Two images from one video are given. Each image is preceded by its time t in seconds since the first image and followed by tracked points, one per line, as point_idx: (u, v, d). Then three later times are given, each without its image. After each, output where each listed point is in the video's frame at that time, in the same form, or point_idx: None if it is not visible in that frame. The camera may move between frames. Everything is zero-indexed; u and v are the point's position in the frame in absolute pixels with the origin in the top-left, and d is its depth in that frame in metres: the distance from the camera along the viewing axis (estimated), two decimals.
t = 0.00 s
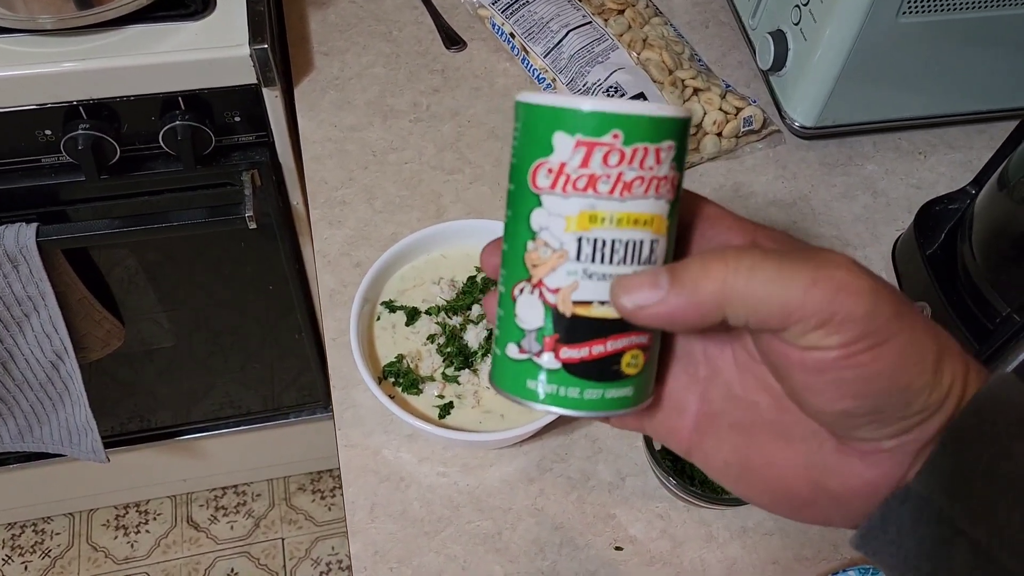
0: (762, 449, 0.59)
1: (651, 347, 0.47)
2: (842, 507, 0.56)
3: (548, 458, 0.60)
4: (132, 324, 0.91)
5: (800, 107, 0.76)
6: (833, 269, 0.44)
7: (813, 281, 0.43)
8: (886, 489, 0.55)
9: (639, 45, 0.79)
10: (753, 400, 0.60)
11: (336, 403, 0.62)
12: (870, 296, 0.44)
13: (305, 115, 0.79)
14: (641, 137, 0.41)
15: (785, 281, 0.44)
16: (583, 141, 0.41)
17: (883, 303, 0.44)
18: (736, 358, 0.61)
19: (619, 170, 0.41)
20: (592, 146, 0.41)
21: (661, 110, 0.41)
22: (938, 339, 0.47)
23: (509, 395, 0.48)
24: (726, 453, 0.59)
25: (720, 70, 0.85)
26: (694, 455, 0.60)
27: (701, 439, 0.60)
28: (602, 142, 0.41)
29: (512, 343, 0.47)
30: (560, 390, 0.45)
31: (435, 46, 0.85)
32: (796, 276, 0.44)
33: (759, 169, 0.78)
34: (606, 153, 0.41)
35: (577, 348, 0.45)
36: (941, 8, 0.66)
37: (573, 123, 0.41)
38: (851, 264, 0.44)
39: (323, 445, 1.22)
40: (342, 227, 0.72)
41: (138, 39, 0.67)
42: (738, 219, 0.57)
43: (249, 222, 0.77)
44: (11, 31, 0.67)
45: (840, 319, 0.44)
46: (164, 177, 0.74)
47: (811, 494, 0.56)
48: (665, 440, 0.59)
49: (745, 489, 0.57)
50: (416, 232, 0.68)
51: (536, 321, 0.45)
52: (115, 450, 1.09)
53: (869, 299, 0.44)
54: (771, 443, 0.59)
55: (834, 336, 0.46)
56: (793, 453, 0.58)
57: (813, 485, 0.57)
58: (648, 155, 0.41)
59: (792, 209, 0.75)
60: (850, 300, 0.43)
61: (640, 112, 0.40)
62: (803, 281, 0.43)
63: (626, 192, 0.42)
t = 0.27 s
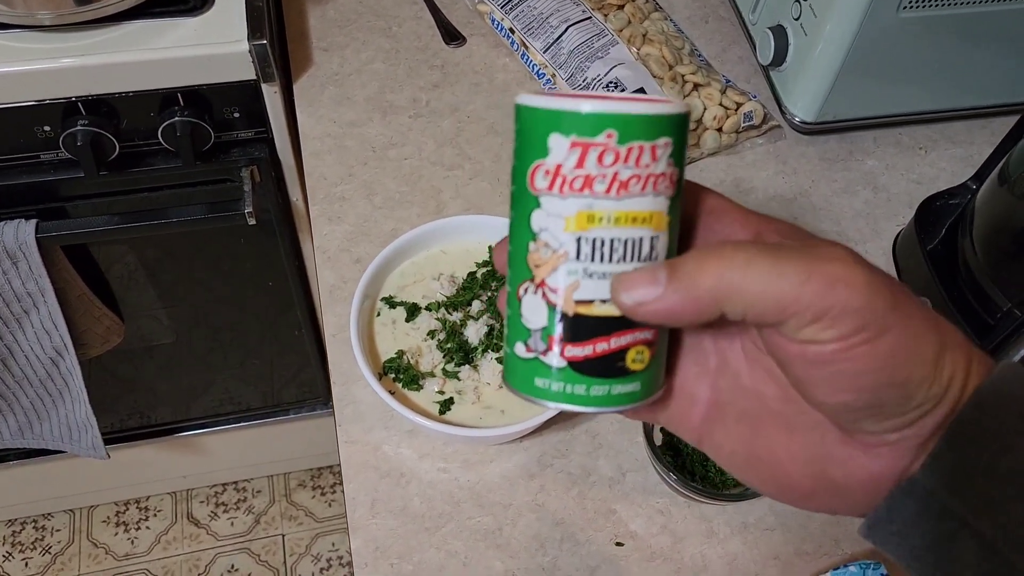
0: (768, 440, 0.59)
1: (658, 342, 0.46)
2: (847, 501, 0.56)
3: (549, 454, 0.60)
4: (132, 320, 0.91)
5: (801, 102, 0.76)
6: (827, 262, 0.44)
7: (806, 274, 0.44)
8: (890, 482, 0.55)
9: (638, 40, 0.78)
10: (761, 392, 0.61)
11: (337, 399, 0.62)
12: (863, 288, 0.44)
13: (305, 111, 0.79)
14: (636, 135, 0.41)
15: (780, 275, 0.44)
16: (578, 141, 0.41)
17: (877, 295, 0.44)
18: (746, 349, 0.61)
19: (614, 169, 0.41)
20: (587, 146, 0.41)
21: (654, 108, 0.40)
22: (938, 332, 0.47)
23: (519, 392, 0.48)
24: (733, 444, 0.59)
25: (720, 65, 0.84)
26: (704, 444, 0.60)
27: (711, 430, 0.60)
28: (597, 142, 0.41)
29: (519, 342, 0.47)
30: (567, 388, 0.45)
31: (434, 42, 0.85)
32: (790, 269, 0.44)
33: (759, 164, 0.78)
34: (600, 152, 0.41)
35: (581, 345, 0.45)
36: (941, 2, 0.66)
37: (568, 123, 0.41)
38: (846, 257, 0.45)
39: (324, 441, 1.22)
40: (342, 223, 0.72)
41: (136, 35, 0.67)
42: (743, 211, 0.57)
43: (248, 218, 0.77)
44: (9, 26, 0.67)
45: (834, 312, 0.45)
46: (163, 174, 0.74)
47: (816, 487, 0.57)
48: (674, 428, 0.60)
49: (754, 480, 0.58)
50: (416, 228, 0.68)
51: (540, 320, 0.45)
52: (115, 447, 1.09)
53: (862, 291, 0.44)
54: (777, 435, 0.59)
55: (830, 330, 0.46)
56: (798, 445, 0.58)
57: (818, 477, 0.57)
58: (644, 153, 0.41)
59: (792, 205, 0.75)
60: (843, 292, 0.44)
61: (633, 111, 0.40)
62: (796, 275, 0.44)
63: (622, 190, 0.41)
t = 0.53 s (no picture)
0: (767, 441, 0.59)
1: (653, 346, 0.46)
2: (845, 503, 0.56)
3: (551, 451, 0.60)
4: (132, 317, 0.91)
5: (804, 98, 0.76)
6: (819, 267, 0.43)
7: (798, 279, 0.43)
8: (888, 484, 0.55)
9: (640, 36, 0.78)
10: (762, 393, 0.60)
11: (338, 396, 0.62)
12: (856, 293, 0.43)
13: (305, 107, 0.78)
14: (623, 142, 0.40)
15: (771, 280, 0.43)
16: (564, 150, 0.41)
17: (869, 300, 0.43)
18: (746, 351, 0.60)
19: (603, 176, 0.41)
20: (575, 153, 0.40)
21: (642, 114, 0.40)
22: (934, 335, 0.46)
23: (516, 396, 0.48)
24: (734, 444, 0.59)
25: (722, 61, 0.84)
26: (706, 445, 0.60)
27: (710, 431, 0.60)
28: (583, 151, 0.40)
29: (514, 346, 0.46)
30: (561, 393, 0.45)
31: (435, 38, 0.84)
32: (780, 275, 0.43)
33: (762, 160, 0.77)
34: (588, 160, 0.40)
35: (575, 350, 0.44)
36: None
37: (554, 132, 0.41)
38: (839, 261, 0.44)
39: (325, 438, 1.22)
40: (343, 220, 0.72)
41: (136, 31, 0.66)
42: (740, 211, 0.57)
43: (249, 215, 0.76)
44: (8, 22, 0.66)
45: (827, 318, 0.44)
46: (163, 170, 0.73)
47: (815, 489, 0.56)
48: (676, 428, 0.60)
49: (755, 481, 0.58)
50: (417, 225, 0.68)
51: (534, 325, 0.45)
52: (115, 444, 1.09)
53: (854, 297, 0.43)
54: (777, 437, 0.59)
55: (823, 335, 0.45)
56: (796, 447, 0.58)
57: (817, 479, 0.57)
58: (632, 159, 0.41)
59: (795, 201, 0.75)
60: (834, 299, 0.43)
61: (621, 118, 0.40)
62: (787, 281, 0.43)
63: (611, 197, 0.41)
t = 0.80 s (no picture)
0: (773, 434, 0.59)
1: (658, 331, 0.46)
2: (852, 497, 0.56)
3: (552, 449, 0.60)
4: (132, 314, 0.91)
5: (805, 94, 0.76)
6: (823, 265, 0.43)
7: (800, 277, 0.43)
8: (897, 478, 0.56)
9: (641, 33, 0.78)
10: (769, 386, 0.60)
11: (339, 393, 0.62)
12: (857, 290, 0.43)
13: (305, 104, 0.78)
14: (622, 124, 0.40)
15: (773, 278, 0.43)
16: (563, 131, 0.41)
17: (873, 295, 0.43)
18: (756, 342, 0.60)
19: (601, 158, 0.41)
20: (573, 135, 0.41)
21: (642, 96, 0.40)
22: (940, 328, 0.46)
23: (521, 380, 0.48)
24: (740, 437, 0.59)
25: (723, 57, 0.84)
26: (712, 437, 0.59)
27: (716, 423, 0.59)
28: (581, 132, 0.40)
29: (518, 329, 0.47)
30: (564, 376, 0.45)
31: (435, 34, 0.84)
32: (782, 272, 0.43)
33: (763, 157, 0.77)
34: (586, 142, 0.40)
35: (576, 334, 0.44)
36: None
37: (552, 114, 0.41)
38: (841, 257, 0.43)
39: (326, 435, 1.22)
40: (344, 217, 0.72)
41: (135, 28, 0.66)
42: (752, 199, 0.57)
43: (249, 212, 0.76)
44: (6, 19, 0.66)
45: (829, 316, 0.44)
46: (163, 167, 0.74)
47: (821, 483, 0.57)
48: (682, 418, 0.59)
49: (760, 473, 0.58)
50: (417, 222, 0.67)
51: (536, 309, 0.45)
52: (116, 441, 1.09)
53: (856, 294, 0.43)
54: (783, 430, 0.59)
55: (826, 332, 0.46)
56: (803, 441, 0.58)
57: (824, 473, 0.57)
58: (631, 141, 0.41)
59: (796, 198, 0.75)
60: (836, 297, 0.43)
61: (619, 100, 0.40)
62: (789, 279, 0.43)
63: (610, 179, 0.41)
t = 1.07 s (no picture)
0: (781, 441, 0.58)
1: (717, 291, 0.44)
2: (860, 506, 0.55)
3: (553, 446, 0.60)
4: (132, 311, 0.91)
5: (806, 91, 0.76)
6: (881, 243, 0.45)
7: (856, 249, 0.44)
8: (905, 490, 0.54)
9: (642, 29, 0.78)
10: (780, 390, 0.59)
11: (340, 390, 0.62)
12: (908, 270, 0.45)
13: (306, 101, 0.78)
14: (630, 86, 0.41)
15: (829, 247, 0.44)
16: (574, 106, 0.41)
17: (920, 277, 0.46)
18: (770, 349, 0.60)
19: (619, 119, 0.41)
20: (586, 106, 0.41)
21: (640, 56, 0.41)
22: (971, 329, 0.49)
23: (588, 383, 0.45)
24: (749, 443, 0.58)
25: (724, 53, 0.84)
26: (721, 449, 0.59)
27: (725, 429, 0.59)
28: (594, 100, 0.41)
29: (575, 327, 0.44)
30: (637, 355, 0.42)
31: (436, 30, 0.84)
32: (841, 244, 0.44)
33: (764, 153, 0.77)
34: (602, 107, 0.41)
35: (641, 306, 0.42)
36: None
37: (560, 94, 0.41)
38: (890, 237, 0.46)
39: (326, 432, 1.22)
40: (344, 214, 0.72)
41: (135, 24, 0.66)
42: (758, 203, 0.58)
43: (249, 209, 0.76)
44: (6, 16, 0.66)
45: (879, 289, 0.45)
46: (163, 164, 0.73)
47: (830, 489, 0.55)
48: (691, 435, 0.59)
49: (765, 482, 0.56)
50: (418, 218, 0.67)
51: (591, 295, 0.43)
52: (116, 438, 1.09)
53: (908, 271, 0.45)
54: (792, 435, 0.58)
55: (869, 305, 0.47)
56: (813, 448, 0.57)
57: (831, 480, 0.56)
58: (643, 98, 0.41)
59: (797, 194, 0.75)
60: (892, 271, 0.45)
61: (622, 61, 0.41)
62: (848, 249, 0.44)
63: (637, 135, 0.41)
